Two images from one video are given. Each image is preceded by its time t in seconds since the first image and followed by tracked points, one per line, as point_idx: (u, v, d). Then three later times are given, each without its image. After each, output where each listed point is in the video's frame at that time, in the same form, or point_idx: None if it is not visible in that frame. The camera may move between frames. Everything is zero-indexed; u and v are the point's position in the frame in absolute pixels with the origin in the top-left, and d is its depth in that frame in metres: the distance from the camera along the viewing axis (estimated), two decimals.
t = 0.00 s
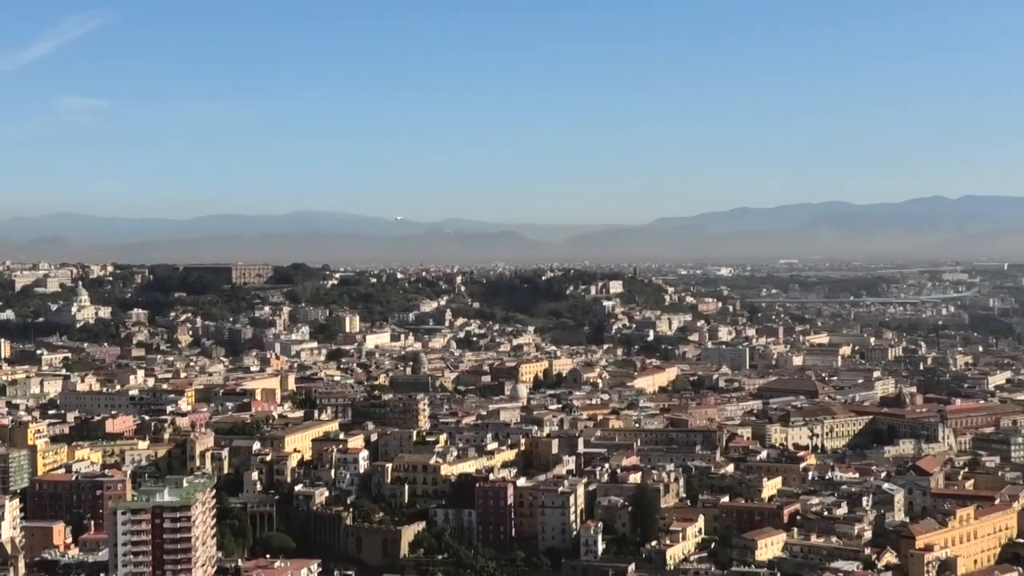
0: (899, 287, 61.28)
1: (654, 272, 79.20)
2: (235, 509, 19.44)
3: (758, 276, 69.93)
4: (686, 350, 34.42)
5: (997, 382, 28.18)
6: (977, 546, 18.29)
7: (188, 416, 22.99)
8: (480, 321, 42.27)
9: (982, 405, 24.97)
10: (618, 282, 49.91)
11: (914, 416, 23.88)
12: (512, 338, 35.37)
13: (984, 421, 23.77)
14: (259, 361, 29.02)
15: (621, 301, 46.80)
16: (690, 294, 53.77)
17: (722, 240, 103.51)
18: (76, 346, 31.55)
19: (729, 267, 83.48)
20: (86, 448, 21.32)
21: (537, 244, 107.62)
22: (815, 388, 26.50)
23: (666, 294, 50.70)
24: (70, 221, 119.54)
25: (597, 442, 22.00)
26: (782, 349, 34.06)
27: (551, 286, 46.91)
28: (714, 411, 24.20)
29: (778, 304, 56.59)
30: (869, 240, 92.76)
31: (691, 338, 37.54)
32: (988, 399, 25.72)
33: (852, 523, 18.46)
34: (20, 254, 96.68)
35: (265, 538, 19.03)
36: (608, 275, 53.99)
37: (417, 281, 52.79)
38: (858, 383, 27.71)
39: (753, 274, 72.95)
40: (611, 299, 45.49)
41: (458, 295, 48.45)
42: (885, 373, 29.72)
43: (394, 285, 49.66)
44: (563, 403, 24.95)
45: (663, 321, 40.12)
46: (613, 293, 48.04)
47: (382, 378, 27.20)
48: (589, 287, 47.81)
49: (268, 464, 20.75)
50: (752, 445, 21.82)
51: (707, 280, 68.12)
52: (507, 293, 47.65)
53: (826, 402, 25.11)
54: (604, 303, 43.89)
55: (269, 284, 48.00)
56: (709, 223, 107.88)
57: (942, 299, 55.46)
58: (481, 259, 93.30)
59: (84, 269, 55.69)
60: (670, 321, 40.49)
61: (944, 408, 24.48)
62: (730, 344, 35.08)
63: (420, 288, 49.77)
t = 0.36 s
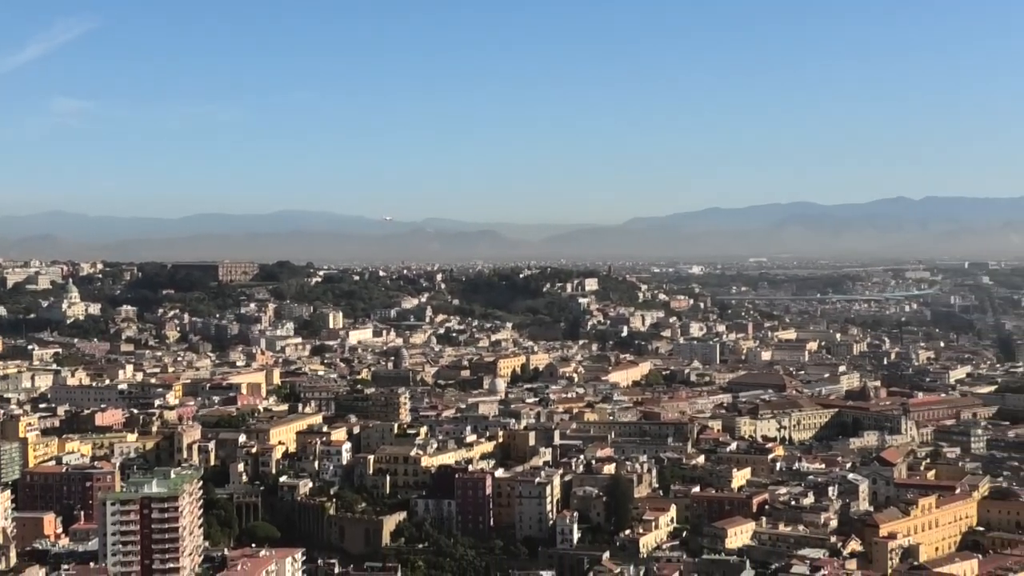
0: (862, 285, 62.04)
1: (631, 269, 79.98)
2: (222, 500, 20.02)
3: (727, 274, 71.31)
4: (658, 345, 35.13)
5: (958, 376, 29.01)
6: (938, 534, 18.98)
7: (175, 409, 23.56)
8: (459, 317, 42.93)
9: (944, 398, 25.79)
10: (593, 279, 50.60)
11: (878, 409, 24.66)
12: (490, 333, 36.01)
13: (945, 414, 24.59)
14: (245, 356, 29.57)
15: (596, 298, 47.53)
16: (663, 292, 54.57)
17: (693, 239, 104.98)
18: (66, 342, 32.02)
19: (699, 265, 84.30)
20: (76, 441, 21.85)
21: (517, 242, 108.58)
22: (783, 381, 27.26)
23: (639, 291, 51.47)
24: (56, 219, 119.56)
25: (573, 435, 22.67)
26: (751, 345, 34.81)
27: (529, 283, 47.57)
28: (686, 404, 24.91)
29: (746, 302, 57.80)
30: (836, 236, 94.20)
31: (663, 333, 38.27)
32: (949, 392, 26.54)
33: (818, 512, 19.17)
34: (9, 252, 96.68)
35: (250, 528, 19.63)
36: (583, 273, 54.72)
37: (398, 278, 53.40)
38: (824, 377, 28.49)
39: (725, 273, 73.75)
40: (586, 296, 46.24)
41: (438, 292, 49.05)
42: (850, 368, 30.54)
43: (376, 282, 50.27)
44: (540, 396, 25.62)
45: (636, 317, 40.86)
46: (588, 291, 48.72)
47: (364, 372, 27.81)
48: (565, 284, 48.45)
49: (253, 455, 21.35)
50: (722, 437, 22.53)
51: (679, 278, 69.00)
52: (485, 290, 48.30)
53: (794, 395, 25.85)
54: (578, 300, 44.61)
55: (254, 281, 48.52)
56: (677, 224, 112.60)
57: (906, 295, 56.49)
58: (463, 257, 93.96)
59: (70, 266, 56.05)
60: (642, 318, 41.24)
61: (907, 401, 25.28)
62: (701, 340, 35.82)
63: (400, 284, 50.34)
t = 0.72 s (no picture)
0: (827, 285, 63.16)
1: (607, 268, 80.77)
2: (208, 490, 20.68)
3: (698, 272, 72.43)
4: (630, 340, 35.89)
5: (919, 369, 29.94)
6: (899, 521, 19.75)
7: (163, 402, 24.18)
8: (438, 313, 43.62)
9: (905, 391, 26.66)
10: (567, 277, 51.22)
11: (842, 402, 25.49)
12: (467, 328, 36.70)
13: (906, 407, 25.47)
14: (230, 351, 30.18)
15: (571, 295, 48.20)
16: (635, 288, 55.43)
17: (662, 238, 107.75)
18: (55, 337, 32.56)
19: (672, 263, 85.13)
20: (66, 433, 22.46)
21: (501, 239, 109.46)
22: (750, 375, 28.08)
23: (612, 288, 52.31)
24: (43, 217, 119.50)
25: (548, 426, 23.40)
26: (719, 340, 35.58)
27: (505, 280, 48.30)
28: (657, 397, 25.68)
29: (715, 299, 58.75)
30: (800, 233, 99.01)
31: (635, 329, 39.06)
32: (909, 385, 27.44)
33: (784, 501, 19.94)
34: None
35: (236, 517, 20.27)
36: (557, 270, 55.47)
37: (379, 275, 54.05)
38: (790, 371, 29.33)
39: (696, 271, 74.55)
40: (561, 293, 47.04)
41: (417, 288, 49.70)
42: (814, 362, 31.42)
43: (357, 278, 50.90)
44: (516, 389, 26.34)
45: (609, 313, 41.65)
46: (563, 288, 49.23)
47: (346, 366, 28.48)
48: (540, 281, 49.17)
49: (239, 447, 22.00)
50: (692, 429, 23.29)
51: (651, 276, 69.97)
52: (463, 287, 49.03)
53: (761, 388, 26.67)
54: (553, 297, 45.36)
55: (239, 278, 49.08)
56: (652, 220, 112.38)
57: (868, 293, 57.89)
58: (443, 255, 94.71)
59: (57, 263, 56.52)
60: (615, 314, 42.03)
61: (870, 394, 26.14)
62: (672, 335, 36.62)
63: (380, 280, 50.96)
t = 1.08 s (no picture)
0: (791, 289, 66.07)
1: (583, 267, 81.77)
2: (195, 481, 21.34)
3: (670, 272, 73.42)
4: (604, 335, 36.69)
5: (881, 364, 30.93)
6: (862, 510, 20.55)
7: (150, 396, 24.79)
8: (419, 309, 44.39)
9: (868, 384, 27.58)
10: (543, 275, 51.77)
11: (808, 395, 26.36)
12: (446, 324, 37.44)
13: (869, 400, 26.37)
14: (217, 345, 30.81)
15: (547, 292, 48.98)
16: (608, 286, 56.35)
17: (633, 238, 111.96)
18: (46, 332, 33.10)
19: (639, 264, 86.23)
20: (57, 426, 23.06)
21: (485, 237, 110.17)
22: (719, 369, 28.93)
23: (586, 285, 53.16)
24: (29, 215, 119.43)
25: (524, 419, 24.14)
26: (690, 335, 36.42)
27: (483, 277, 49.10)
28: (630, 390, 26.49)
29: (687, 296, 59.90)
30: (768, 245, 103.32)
31: (609, 324, 39.91)
32: (872, 379, 28.37)
33: (752, 490, 20.72)
34: None
35: (222, 507, 20.94)
36: (533, 268, 56.31)
37: (361, 272, 54.75)
38: (758, 365, 30.22)
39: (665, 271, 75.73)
40: (538, 290, 47.89)
41: (398, 285, 50.40)
42: (782, 357, 32.33)
43: (340, 275, 51.58)
44: (494, 382, 27.11)
45: (584, 309, 42.48)
46: (539, 285, 50.00)
47: (329, 361, 29.17)
48: (517, 278, 49.95)
49: (225, 439, 22.66)
50: (663, 421, 24.09)
51: (623, 276, 71.10)
52: (443, 284, 49.81)
53: (730, 382, 27.51)
54: (529, 293, 46.16)
55: (226, 275, 49.71)
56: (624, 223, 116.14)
57: (829, 292, 61.75)
58: (423, 254, 95.60)
59: (44, 260, 56.84)
60: (589, 310, 42.84)
61: (834, 387, 27.02)
62: (645, 330, 37.47)
63: (361, 277, 51.65)
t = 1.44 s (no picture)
0: (759, 288, 67.55)
1: (560, 265, 82.60)
2: (183, 472, 22.01)
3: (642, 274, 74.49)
4: (580, 331, 37.45)
5: (846, 359, 31.90)
6: (827, 499, 21.38)
7: (139, 390, 25.44)
8: (400, 306, 45.14)
9: (833, 378, 28.51)
10: (520, 272, 52.61)
11: (776, 389, 27.24)
12: (426, 320, 38.19)
13: (834, 394, 27.30)
14: (204, 341, 31.46)
15: (525, 289, 49.76)
16: (583, 283, 57.19)
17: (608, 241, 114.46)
18: (37, 328, 33.67)
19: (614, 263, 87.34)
20: (48, 419, 23.69)
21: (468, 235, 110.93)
22: (690, 364, 29.80)
23: (562, 282, 53.96)
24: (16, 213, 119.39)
25: (502, 412, 24.93)
26: (661, 331, 37.25)
27: (463, 275, 49.87)
28: (604, 384, 27.32)
29: (660, 294, 60.99)
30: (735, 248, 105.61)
31: (584, 321, 40.73)
32: (837, 373, 29.30)
33: (721, 480, 21.53)
34: None
35: (209, 498, 21.62)
36: (510, 266, 57.07)
37: (345, 270, 55.39)
38: (727, 359, 31.10)
39: (633, 271, 77.30)
40: (516, 287, 48.69)
41: (380, 283, 51.05)
42: (750, 352, 33.24)
43: (324, 273, 52.20)
44: (472, 376, 27.89)
45: (560, 306, 43.30)
46: (517, 282, 50.76)
47: (313, 356, 29.88)
48: (496, 276, 50.72)
49: (212, 431, 23.35)
50: (636, 414, 24.91)
51: (598, 275, 72.14)
52: (423, 282, 50.55)
53: (700, 376, 28.38)
54: (507, 290, 46.92)
55: (214, 273, 50.28)
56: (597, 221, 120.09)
57: (796, 290, 64.24)
58: (405, 252, 96.34)
59: (32, 257, 57.21)
60: (564, 307, 43.64)
61: (801, 382, 27.93)
62: (618, 326, 38.27)
63: (345, 275, 52.28)
